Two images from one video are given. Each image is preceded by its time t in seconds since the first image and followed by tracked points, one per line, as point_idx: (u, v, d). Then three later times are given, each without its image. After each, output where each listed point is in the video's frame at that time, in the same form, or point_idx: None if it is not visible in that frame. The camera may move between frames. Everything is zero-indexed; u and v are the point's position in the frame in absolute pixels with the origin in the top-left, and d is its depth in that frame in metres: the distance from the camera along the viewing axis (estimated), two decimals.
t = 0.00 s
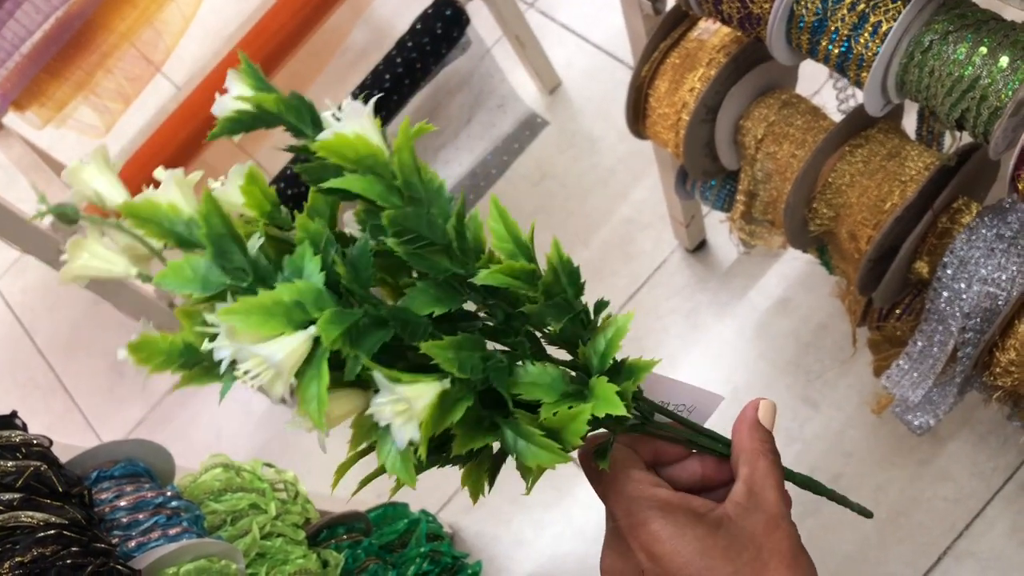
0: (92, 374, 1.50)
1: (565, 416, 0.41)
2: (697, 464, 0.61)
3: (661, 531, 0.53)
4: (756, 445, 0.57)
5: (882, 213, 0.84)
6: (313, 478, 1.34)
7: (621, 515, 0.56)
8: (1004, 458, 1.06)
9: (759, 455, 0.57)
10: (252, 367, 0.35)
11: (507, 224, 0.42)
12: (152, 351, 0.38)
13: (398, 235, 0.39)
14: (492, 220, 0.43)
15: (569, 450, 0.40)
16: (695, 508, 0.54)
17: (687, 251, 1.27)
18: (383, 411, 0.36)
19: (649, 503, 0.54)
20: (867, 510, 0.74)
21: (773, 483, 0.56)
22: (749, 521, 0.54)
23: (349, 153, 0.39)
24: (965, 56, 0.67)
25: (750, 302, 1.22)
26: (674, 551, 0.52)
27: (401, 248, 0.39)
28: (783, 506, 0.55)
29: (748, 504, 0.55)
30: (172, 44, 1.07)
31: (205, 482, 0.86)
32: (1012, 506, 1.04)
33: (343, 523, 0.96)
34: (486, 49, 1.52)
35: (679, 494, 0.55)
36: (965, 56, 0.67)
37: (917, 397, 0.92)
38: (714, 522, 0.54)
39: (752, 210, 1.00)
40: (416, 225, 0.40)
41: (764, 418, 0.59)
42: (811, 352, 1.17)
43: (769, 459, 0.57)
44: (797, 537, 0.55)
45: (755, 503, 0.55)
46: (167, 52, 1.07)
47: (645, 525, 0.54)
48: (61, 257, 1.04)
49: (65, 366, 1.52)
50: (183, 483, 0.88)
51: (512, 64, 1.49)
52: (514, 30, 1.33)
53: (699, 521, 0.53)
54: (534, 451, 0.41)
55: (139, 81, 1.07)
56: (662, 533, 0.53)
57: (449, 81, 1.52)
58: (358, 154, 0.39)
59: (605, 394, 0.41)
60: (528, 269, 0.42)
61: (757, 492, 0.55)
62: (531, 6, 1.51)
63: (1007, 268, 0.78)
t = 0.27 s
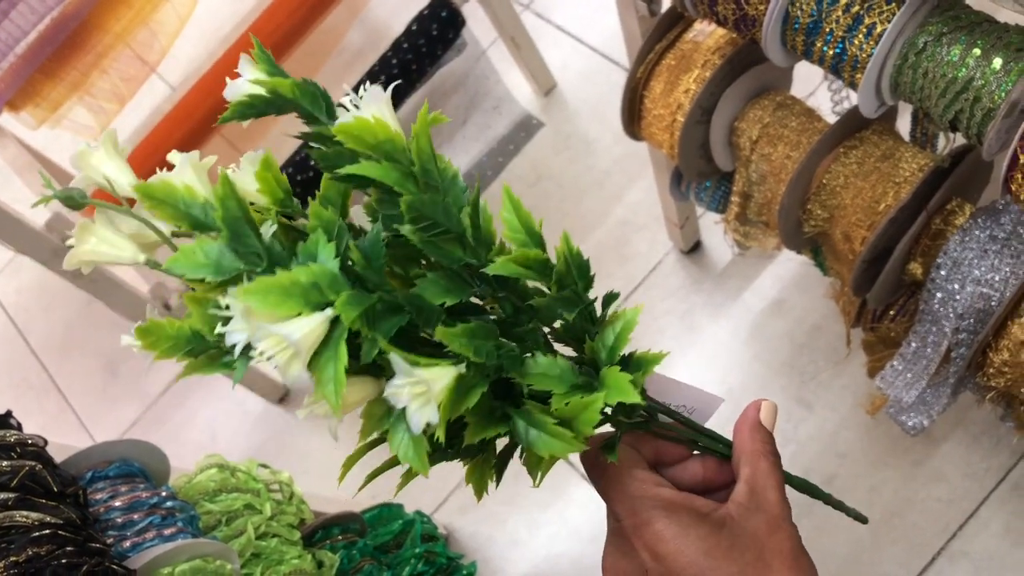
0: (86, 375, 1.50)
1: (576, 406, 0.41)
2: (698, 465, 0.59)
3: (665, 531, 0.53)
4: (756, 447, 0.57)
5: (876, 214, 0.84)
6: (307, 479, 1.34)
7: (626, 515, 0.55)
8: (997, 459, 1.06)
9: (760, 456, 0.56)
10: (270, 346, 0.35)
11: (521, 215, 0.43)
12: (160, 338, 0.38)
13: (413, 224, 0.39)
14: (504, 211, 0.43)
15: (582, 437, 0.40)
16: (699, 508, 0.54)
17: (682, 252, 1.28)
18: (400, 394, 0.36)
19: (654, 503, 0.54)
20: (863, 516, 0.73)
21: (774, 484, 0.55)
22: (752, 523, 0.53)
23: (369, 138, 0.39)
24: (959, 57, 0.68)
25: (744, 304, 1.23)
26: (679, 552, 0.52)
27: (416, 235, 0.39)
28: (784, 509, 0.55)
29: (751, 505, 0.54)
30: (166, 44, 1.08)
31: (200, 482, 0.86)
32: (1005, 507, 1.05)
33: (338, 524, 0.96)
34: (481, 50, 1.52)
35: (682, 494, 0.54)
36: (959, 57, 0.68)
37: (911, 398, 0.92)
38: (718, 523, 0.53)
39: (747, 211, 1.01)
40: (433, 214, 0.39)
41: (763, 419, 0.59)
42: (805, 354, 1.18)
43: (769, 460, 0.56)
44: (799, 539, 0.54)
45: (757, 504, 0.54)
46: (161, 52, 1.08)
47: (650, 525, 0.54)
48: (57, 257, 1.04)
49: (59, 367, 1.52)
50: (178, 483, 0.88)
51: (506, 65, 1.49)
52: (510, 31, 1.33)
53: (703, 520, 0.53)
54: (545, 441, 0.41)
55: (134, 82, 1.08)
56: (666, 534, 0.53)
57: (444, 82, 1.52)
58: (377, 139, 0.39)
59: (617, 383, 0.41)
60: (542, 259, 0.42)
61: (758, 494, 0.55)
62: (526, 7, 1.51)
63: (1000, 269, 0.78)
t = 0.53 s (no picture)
0: (77, 379, 1.49)
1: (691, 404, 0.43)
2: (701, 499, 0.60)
3: (685, 551, 0.53)
4: (750, 484, 0.60)
5: (870, 218, 0.84)
6: (300, 483, 1.33)
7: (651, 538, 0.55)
8: (991, 462, 1.06)
9: (761, 492, 0.60)
10: (438, 244, 0.34)
11: (678, 210, 0.41)
12: (295, 236, 0.36)
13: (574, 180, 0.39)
14: (658, 199, 0.41)
15: (703, 435, 0.43)
16: (715, 530, 0.55)
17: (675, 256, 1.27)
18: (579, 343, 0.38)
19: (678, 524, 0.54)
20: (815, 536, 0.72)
21: (775, 519, 0.59)
22: (763, 553, 0.56)
23: (609, 84, 0.38)
24: (951, 61, 0.68)
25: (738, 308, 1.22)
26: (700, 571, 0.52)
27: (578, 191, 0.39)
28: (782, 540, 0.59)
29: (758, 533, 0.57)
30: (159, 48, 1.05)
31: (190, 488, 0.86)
32: (999, 510, 1.05)
33: (330, 529, 0.96)
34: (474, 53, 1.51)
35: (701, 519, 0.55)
36: (951, 61, 0.68)
37: (905, 402, 0.92)
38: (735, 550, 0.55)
39: (740, 215, 1.00)
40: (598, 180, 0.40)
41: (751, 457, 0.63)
42: (799, 357, 1.17)
43: (765, 495, 0.60)
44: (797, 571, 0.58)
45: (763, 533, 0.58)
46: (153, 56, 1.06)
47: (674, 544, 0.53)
48: (47, 261, 1.02)
49: (50, 372, 1.51)
50: (168, 488, 0.87)
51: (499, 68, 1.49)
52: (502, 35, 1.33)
53: (725, 545, 0.54)
54: (667, 435, 0.43)
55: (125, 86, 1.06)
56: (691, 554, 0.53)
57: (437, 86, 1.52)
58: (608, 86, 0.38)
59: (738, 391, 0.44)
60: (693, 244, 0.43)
61: (762, 526, 0.58)
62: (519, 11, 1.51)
63: (994, 273, 0.78)
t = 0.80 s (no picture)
0: (72, 380, 1.48)
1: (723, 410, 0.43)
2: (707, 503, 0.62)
3: (697, 554, 0.53)
4: (756, 488, 0.62)
5: (865, 216, 0.84)
6: (296, 484, 1.33)
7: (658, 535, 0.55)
8: (986, 461, 1.06)
9: (765, 499, 0.62)
10: (485, 236, 0.37)
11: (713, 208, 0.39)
12: (333, 221, 0.38)
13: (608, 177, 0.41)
14: (694, 202, 0.40)
15: (729, 442, 0.43)
16: (725, 535, 0.56)
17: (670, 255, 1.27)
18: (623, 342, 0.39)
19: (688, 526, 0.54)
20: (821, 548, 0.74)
21: (781, 526, 0.61)
22: (770, 558, 0.57)
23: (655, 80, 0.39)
24: (946, 59, 0.68)
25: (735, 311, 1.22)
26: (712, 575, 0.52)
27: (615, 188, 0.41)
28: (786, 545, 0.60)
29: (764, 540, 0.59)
30: (154, 48, 1.05)
31: (185, 489, 0.85)
32: (995, 509, 1.05)
33: (326, 529, 0.96)
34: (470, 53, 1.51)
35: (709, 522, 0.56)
36: (946, 59, 0.68)
37: (901, 400, 0.92)
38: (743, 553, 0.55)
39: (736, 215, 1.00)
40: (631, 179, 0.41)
41: (756, 464, 0.64)
42: (795, 356, 1.17)
43: (770, 501, 0.62)
44: None
45: (770, 540, 0.59)
46: (148, 56, 1.05)
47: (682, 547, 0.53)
48: (41, 261, 1.02)
49: (44, 373, 1.50)
50: (163, 489, 0.87)
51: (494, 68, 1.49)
52: (497, 34, 1.33)
53: (735, 548, 0.55)
54: (695, 439, 0.43)
55: (119, 86, 1.05)
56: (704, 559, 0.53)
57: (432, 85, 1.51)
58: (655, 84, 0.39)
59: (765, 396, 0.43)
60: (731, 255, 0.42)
61: (766, 530, 0.59)
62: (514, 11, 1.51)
63: (989, 271, 0.78)
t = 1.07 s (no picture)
0: (69, 380, 1.48)
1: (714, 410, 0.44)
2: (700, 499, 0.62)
3: (690, 555, 0.53)
4: (750, 487, 0.63)
5: (861, 215, 0.84)
6: (293, 484, 1.33)
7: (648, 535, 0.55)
8: (982, 460, 1.07)
9: (757, 497, 0.62)
10: (468, 239, 0.37)
11: (699, 212, 0.40)
12: (318, 225, 0.38)
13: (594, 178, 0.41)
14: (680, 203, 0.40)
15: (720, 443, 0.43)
16: (718, 535, 0.56)
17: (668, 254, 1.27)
18: (609, 345, 0.39)
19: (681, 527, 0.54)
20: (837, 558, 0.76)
21: (772, 526, 0.61)
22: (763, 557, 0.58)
23: (637, 80, 0.39)
24: (941, 58, 0.68)
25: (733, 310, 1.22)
26: None
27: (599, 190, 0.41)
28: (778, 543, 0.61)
29: (757, 540, 0.60)
30: (151, 48, 1.05)
31: (183, 487, 0.85)
32: (990, 507, 1.05)
33: (322, 528, 0.96)
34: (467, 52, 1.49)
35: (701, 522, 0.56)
36: (940, 58, 0.68)
37: (897, 399, 0.92)
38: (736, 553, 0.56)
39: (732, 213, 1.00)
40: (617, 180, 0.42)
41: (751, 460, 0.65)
42: (792, 355, 1.17)
43: (763, 500, 0.62)
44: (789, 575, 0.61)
45: (762, 539, 0.60)
46: (145, 56, 1.05)
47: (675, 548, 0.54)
48: (38, 261, 1.02)
49: (40, 372, 1.50)
50: (160, 487, 0.87)
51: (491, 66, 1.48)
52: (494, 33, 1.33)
53: (729, 550, 0.55)
54: (685, 440, 0.43)
55: (117, 85, 1.05)
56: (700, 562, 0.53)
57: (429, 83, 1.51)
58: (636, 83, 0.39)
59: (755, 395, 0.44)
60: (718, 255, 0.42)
61: (759, 530, 0.60)
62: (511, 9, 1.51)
63: (984, 269, 0.78)
